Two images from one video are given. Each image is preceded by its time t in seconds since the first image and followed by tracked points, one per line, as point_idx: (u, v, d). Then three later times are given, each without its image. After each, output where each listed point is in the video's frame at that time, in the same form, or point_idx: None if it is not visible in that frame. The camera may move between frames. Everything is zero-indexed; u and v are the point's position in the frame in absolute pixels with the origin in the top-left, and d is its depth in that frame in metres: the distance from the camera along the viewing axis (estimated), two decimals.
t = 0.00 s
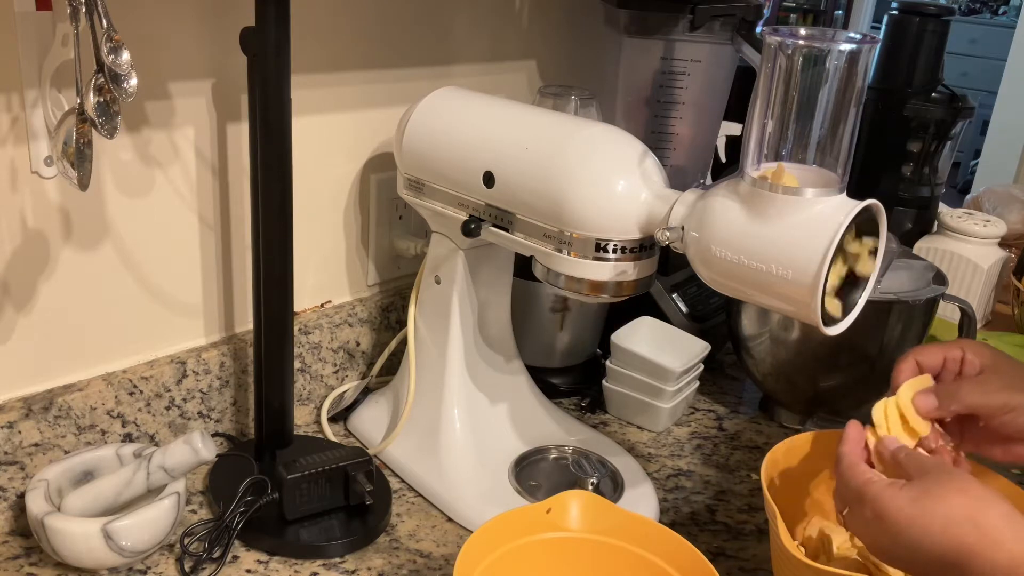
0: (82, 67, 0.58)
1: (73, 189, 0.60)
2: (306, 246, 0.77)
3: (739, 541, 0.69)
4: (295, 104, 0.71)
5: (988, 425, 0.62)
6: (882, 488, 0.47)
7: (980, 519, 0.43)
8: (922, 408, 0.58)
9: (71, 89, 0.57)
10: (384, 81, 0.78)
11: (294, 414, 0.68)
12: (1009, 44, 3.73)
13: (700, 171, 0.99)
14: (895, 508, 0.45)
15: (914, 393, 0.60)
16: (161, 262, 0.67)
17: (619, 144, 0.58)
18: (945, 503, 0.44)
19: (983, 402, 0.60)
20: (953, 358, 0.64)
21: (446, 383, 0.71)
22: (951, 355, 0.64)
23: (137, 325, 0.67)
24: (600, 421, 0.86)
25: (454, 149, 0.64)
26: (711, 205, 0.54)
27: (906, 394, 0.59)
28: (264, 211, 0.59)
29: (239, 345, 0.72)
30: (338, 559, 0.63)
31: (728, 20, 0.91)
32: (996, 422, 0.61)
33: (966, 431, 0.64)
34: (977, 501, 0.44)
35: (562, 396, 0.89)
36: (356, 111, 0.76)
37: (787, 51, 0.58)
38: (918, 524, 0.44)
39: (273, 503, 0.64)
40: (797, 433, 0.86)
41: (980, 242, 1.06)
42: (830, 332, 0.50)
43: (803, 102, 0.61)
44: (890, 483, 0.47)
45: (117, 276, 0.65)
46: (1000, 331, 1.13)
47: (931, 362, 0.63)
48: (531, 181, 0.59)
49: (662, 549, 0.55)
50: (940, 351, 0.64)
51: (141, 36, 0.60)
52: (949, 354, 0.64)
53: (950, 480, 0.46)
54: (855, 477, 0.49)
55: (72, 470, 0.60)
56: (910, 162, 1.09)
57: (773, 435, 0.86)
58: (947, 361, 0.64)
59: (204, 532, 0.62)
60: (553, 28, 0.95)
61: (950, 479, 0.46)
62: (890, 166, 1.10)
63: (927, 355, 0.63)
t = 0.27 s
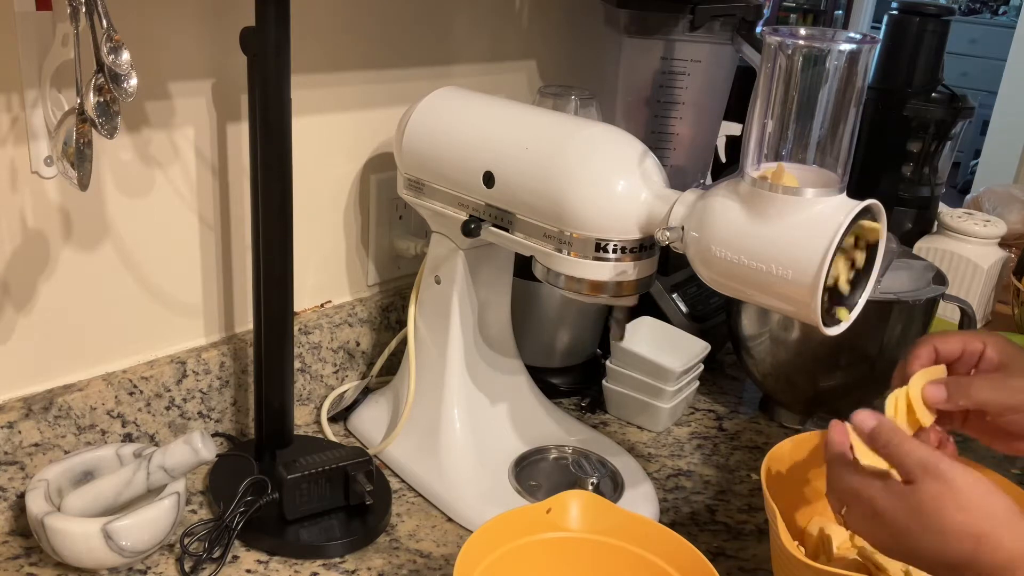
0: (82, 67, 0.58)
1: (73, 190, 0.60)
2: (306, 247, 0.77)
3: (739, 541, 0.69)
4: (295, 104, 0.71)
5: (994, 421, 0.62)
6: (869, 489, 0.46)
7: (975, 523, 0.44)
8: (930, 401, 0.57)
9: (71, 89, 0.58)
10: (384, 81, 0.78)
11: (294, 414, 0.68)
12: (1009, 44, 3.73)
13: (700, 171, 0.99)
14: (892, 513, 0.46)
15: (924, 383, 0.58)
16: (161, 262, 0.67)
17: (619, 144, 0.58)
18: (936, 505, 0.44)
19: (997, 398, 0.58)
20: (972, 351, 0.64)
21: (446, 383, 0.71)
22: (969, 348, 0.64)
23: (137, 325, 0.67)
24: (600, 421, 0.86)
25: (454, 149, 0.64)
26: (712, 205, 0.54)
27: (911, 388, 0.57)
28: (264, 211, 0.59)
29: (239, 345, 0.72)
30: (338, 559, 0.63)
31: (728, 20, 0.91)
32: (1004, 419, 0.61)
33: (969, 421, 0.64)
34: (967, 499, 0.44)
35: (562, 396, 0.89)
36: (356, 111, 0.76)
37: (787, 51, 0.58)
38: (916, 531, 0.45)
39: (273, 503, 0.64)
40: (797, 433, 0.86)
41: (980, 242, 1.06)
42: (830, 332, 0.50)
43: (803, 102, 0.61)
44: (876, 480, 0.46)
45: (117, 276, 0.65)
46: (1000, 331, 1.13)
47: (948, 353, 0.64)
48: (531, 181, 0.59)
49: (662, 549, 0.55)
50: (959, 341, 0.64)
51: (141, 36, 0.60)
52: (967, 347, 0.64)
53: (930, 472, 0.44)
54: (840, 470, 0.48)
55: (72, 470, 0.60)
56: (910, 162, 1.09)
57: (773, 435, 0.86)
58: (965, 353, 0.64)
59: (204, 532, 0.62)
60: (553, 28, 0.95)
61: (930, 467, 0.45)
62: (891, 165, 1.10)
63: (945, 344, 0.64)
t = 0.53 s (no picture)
0: (83, 67, 0.58)
1: (73, 190, 0.60)
2: (306, 247, 0.77)
3: (739, 541, 0.69)
4: (295, 103, 0.71)
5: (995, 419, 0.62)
6: (857, 523, 0.49)
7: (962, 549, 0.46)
8: (928, 403, 0.61)
9: (72, 89, 0.58)
10: (385, 82, 0.78)
11: (294, 414, 0.67)
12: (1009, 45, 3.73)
13: (700, 171, 0.99)
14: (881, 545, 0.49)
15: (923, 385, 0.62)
16: (161, 262, 0.67)
17: (619, 144, 0.58)
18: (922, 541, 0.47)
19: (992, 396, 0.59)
20: (967, 347, 0.65)
21: (446, 383, 0.71)
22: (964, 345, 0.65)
23: (137, 324, 0.67)
24: (600, 421, 0.86)
25: (454, 149, 0.64)
26: (711, 205, 0.54)
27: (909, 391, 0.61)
28: (264, 211, 0.59)
29: (239, 345, 0.72)
30: (338, 559, 0.63)
31: (728, 21, 0.91)
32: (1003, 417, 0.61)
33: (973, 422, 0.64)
34: (950, 532, 0.46)
35: (562, 396, 0.89)
36: (356, 111, 0.76)
37: (786, 51, 0.58)
38: (906, 560, 0.48)
39: (273, 503, 0.64)
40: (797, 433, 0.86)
41: (980, 242, 1.06)
42: (830, 332, 0.50)
43: (803, 102, 0.61)
44: (859, 515, 0.49)
45: (118, 276, 0.65)
46: (1000, 331, 1.13)
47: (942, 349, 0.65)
48: (531, 181, 0.59)
49: (662, 549, 0.55)
50: (954, 338, 0.65)
51: (141, 36, 0.60)
52: (962, 343, 0.64)
53: (909, 515, 0.47)
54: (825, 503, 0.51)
55: (72, 470, 0.60)
56: (910, 162, 1.09)
57: (773, 435, 0.86)
58: (960, 351, 0.65)
59: (204, 532, 0.62)
60: (552, 28, 0.95)
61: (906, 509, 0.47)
62: (891, 165, 1.10)
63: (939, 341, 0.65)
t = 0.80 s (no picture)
0: (83, 67, 0.58)
1: (73, 190, 0.60)
2: (306, 247, 0.77)
3: (739, 541, 0.69)
4: (295, 103, 0.71)
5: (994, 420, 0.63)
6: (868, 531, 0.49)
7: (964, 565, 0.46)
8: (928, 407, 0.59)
9: (72, 89, 0.58)
10: (385, 82, 0.78)
11: (294, 414, 0.67)
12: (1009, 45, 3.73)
13: (700, 171, 0.99)
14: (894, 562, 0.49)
15: (919, 388, 0.60)
16: (161, 262, 0.67)
17: (620, 144, 0.58)
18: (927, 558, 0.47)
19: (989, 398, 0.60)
20: (965, 348, 0.64)
21: (446, 383, 0.71)
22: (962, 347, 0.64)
23: (137, 324, 0.67)
24: (600, 421, 0.86)
25: (454, 149, 0.64)
26: (711, 205, 0.54)
27: (905, 392, 0.59)
28: (264, 211, 0.59)
29: (239, 345, 0.72)
30: (338, 559, 0.63)
31: (728, 21, 0.91)
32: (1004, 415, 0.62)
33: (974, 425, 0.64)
34: (953, 546, 0.46)
35: (562, 396, 0.89)
36: (357, 111, 0.76)
37: (787, 51, 0.57)
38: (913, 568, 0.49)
39: (273, 503, 0.64)
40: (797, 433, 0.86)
41: (980, 242, 1.06)
42: (830, 333, 0.50)
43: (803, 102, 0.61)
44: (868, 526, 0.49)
45: (118, 276, 0.65)
46: (1000, 331, 1.13)
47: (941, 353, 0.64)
48: (531, 181, 0.59)
49: (662, 549, 0.55)
50: (952, 340, 0.64)
51: (141, 36, 0.60)
52: (960, 344, 0.64)
53: (911, 534, 0.47)
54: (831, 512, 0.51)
55: (72, 470, 0.60)
56: (910, 162, 1.09)
57: (773, 435, 0.86)
58: (958, 352, 0.64)
59: (204, 532, 0.62)
60: (552, 28, 0.95)
61: (909, 526, 0.47)
62: (891, 165, 1.10)
63: (938, 345, 0.64)
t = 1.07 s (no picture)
0: (83, 67, 0.58)
1: (73, 190, 0.60)
2: (306, 247, 0.77)
3: (739, 541, 0.69)
4: (295, 103, 0.71)
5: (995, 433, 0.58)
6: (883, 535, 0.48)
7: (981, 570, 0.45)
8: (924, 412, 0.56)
9: (72, 89, 0.58)
10: (385, 82, 0.78)
11: (294, 414, 0.68)
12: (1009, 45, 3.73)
13: (700, 171, 0.99)
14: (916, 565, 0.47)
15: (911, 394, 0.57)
16: (161, 262, 0.67)
17: (620, 144, 0.58)
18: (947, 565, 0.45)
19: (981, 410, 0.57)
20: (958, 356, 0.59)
21: (446, 383, 0.71)
22: (953, 355, 0.59)
23: (137, 324, 0.67)
24: (600, 421, 0.86)
25: (454, 149, 0.64)
26: (712, 205, 0.54)
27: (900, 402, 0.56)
28: (264, 210, 0.59)
29: (239, 345, 0.72)
30: (338, 559, 0.63)
31: (728, 21, 0.91)
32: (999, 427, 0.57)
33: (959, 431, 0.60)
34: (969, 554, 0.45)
35: (562, 396, 0.89)
36: (357, 111, 0.76)
37: (786, 51, 0.57)
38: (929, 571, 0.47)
39: (273, 503, 0.64)
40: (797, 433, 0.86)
41: (980, 242, 1.06)
42: (830, 333, 0.50)
43: (803, 103, 0.61)
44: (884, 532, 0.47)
45: (117, 276, 0.65)
46: (1000, 331, 1.13)
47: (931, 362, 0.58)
48: (531, 182, 0.59)
49: (661, 550, 0.55)
50: (947, 348, 0.59)
51: (141, 36, 0.60)
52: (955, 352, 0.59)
53: (929, 542, 0.45)
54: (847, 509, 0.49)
55: (72, 470, 0.60)
56: (910, 162, 1.09)
57: (773, 435, 0.86)
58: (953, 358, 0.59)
59: (204, 532, 0.62)
60: (553, 28, 0.95)
61: (926, 535, 0.45)
62: (891, 165, 1.10)
63: (932, 356, 0.58)
